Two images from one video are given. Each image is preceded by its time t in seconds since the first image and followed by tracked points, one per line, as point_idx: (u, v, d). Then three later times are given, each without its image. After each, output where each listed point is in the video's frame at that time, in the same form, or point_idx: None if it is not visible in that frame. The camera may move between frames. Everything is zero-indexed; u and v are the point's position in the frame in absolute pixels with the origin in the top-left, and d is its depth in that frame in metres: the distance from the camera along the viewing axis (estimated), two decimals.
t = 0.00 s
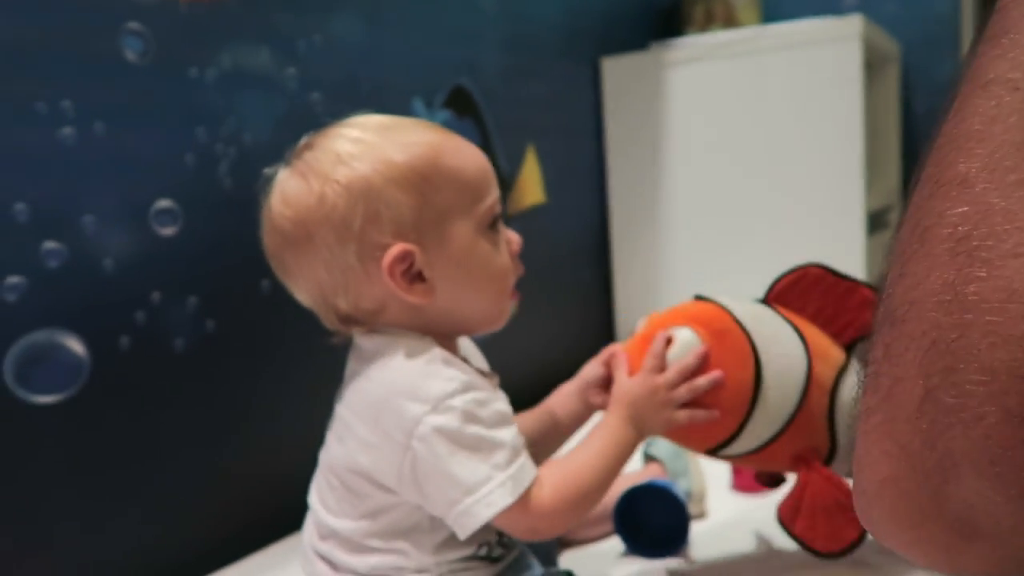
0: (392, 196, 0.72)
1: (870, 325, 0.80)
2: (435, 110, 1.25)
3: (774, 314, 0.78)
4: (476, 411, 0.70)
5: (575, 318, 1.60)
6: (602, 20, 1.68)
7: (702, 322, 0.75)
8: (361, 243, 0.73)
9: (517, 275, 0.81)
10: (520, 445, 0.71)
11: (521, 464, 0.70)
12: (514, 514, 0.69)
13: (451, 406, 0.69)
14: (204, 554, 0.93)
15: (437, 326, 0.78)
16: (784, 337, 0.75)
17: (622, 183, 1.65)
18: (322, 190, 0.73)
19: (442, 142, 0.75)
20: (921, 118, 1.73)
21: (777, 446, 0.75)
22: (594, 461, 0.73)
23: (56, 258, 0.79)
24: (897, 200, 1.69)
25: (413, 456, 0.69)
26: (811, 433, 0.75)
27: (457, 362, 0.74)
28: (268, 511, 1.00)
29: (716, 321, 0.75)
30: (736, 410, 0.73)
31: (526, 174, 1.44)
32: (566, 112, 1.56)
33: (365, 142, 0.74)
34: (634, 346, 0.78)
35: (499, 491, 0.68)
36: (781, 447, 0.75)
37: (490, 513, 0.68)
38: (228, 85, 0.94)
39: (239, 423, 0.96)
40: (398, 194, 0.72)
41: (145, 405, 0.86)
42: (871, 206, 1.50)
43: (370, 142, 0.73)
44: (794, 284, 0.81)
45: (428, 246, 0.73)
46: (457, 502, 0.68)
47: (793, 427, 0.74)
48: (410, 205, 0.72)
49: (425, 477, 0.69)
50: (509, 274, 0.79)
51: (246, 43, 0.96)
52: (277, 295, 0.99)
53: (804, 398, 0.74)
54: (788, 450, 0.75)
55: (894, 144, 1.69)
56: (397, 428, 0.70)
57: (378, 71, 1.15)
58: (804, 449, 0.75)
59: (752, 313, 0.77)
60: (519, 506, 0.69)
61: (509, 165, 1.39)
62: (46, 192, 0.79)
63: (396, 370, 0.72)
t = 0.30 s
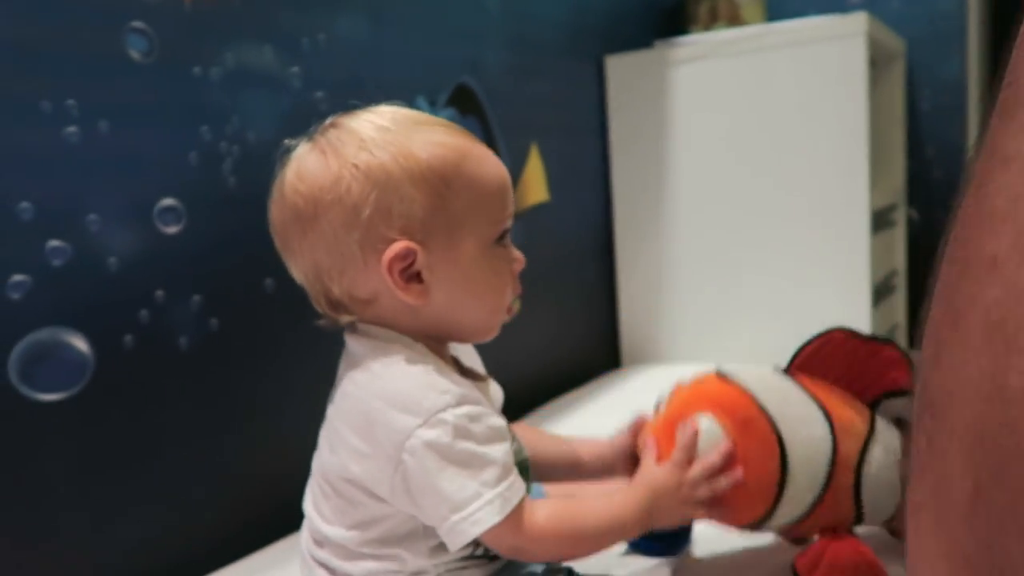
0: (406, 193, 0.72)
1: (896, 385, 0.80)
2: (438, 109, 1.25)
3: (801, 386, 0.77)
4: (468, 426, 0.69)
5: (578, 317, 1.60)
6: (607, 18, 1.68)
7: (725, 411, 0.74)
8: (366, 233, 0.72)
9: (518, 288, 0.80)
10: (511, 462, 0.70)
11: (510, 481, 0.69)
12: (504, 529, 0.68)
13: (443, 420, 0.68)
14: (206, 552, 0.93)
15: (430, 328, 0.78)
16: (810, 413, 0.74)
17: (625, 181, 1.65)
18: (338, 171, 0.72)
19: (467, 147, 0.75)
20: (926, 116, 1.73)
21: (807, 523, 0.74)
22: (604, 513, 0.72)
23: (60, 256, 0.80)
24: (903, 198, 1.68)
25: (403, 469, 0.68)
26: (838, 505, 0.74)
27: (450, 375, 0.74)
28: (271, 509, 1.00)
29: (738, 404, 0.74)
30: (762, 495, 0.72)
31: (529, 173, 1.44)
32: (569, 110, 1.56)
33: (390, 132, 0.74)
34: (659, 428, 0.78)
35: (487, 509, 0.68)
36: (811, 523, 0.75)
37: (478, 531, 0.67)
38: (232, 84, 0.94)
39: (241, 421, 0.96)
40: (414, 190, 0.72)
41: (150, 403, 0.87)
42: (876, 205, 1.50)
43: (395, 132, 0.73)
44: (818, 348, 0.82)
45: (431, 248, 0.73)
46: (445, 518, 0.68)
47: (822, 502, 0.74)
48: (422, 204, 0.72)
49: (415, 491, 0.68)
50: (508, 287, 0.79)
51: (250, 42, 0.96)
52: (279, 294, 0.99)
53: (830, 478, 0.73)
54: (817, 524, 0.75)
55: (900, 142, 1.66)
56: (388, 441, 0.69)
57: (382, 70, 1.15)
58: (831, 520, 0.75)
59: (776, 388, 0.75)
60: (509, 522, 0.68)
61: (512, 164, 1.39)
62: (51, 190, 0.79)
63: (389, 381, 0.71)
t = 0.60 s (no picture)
0: (386, 187, 0.71)
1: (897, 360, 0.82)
2: (440, 105, 1.25)
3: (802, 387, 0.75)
4: (431, 431, 0.68)
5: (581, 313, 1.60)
6: (609, 14, 1.67)
7: (731, 426, 0.72)
8: (338, 223, 0.71)
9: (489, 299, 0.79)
10: (481, 460, 0.69)
11: (482, 480, 0.68)
12: (483, 527, 0.67)
13: (403, 428, 0.67)
14: (205, 550, 0.93)
15: (394, 330, 0.76)
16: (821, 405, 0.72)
17: (626, 177, 1.66)
18: (319, 155, 0.72)
19: (455, 151, 0.74)
20: (930, 111, 1.74)
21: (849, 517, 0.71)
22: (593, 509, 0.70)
23: (63, 253, 0.80)
24: (904, 194, 1.68)
25: (371, 480, 0.68)
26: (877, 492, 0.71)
27: (413, 378, 0.72)
28: (273, 505, 1.01)
29: (747, 418, 0.72)
30: (800, 503, 0.69)
31: (531, 169, 1.44)
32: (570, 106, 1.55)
33: (378, 124, 0.73)
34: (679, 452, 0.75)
35: (458, 513, 0.67)
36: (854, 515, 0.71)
37: (451, 537, 0.66)
38: (233, 80, 0.95)
39: (239, 419, 0.96)
40: (393, 185, 0.71)
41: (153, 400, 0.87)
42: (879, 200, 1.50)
43: (383, 126, 0.73)
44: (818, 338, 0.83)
45: (402, 247, 0.72)
46: (416, 528, 0.67)
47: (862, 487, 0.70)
48: (399, 202, 0.71)
49: (385, 501, 0.67)
50: (481, 296, 0.77)
51: (253, 39, 0.97)
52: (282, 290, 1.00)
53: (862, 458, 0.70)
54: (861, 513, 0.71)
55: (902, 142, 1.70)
56: (353, 455, 0.69)
57: (385, 66, 1.15)
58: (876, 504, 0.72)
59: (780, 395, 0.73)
60: (485, 522, 0.68)
61: (515, 160, 1.39)
62: (54, 187, 0.79)
63: (347, 393, 0.71)
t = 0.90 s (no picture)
0: (377, 181, 0.70)
1: (909, 317, 0.79)
2: (439, 97, 1.25)
3: (824, 330, 0.75)
4: (429, 429, 0.67)
5: (579, 306, 1.61)
6: (609, 7, 1.67)
7: (760, 357, 0.71)
8: (329, 218, 0.70)
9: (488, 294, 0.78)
10: (480, 456, 0.68)
11: (482, 478, 0.67)
12: (484, 522, 0.66)
13: (400, 427, 0.66)
14: (204, 540, 0.94)
15: (391, 325, 0.76)
16: (842, 348, 0.73)
17: (624, 170, 1.66)
18: (310, 150, 0.71)
19: (449, 143, 0.73)
20: (930, 105, 1.74)
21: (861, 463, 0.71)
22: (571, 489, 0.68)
23: (60, 244, 0.80)
24: (904, 188, 1.69)
25: (368, 480, 0.67)
26: (892, 439, 0.72)
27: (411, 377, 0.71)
28: (271, 497, 1.01)
29: (775, 352, 0.71)
30: (817, 442, 0.69)
31: (530, 162, 1.44)
32: (570, 100, 1.55)
33: (370, 117, 0.73)
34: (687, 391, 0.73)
35: (455, 512, 0.65)
36: (865, 462, 0.71)
37: (449, 536, 0.65)
38: (232, 71, 0.94)
39: (237, 410, 0.96)
40: (385, 179, 0.70)
41: (151, 391, 0.87)
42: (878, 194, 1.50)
43: (375, 118, 0.72)
44: (823, 294, 0.78)
45: (396, 242, 0.71)
46: (414, 527, 0.66)
47: (876, 434, 0.71)
48: (392, 196, 0.70)
49: (381, 500, 0.66)
50: (480, 292, 0.76)
51: (251, 30, 0.96)
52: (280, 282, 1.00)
53: (878, 405, 0.71)
54: (871, 461, 0.71)
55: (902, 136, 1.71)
56: (349, 455, 0.68)
57: (384, 59, 1.15)
58: (886, 456, 0.72)
59: (806, 334, 0.73)
60: (486, 517, 0.66)
61: (514, 153, 1.39)
62: (52, 179, 0.79)
63: (343, 392, 0.70)
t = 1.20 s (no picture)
0: (391, 170, 0.69)
1: (900, 401, 0.76)
2: (439, 96, 1.25)
3: (816, 438, 0.72)
4: (432, 430, 0.67)
5: (580, 305, 1.61)
6: (609, 6, 1.67)
7: (753, 483, 0.68)
8: (342, 206, 0.70)
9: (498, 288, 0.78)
10: (482, 462, 0.68)
11: (482, 485, 0.67)
12: (481, 528, 0.66)
13: (404, 425, 0.66)
14: (204, 539, 0.94)
15: (400, 317, 0.76)
16: (835, 460, 0.70)
17: (624, 168, 1.66)
18: (323, 139, 0.71)
19: (461, 136, 0.73)
20: (929, 104, 1.74)
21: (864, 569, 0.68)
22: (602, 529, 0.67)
23: (60, 243, 0.80)
24: (904, 186, 1.69)
25: (369, 476, 0.67)
26: (893, 538, 0.70)
27: (418, 375, 0.71)
28: (271, 496, 1.01)
29: (771, 477, 0.68)
30: (817, 565, 0.66)
31: (530, 161, 1.44)
32: (570, 99, 1.55)
33: (385, 109, 0.73)
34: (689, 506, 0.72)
35: (452, 517, 0.65)
36: (869, 565, 0.69)
37: (445, 539, 0.65)
38: (231, 71, 0.94)
39: (237, 410, 0.96)
40: (398, 169, 0.70)
41: (151, 390, 0.87)
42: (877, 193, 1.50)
43: (389, 110, 0.72)
44: (820, 391, 0.75)
45: (407, 232, 0.71)
46: (411, 527, 0.65)
47: (878, 540, 0.69)
48: (405, 186, 0.70)
49: (381, 498, 0.66)
50: (489, 285, 0.76)
51: (251, 29, 0.96)
52: (279, 282, 1.00)
53: (877, 516, 0.68)
54: (875, 563, 0.69)
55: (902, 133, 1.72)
56: (352, 450, 0.68)
57: (384, 58, 1.15)
58: (888, 554, 0.70)
59: (797, 445, 0.71)
60: (485, 522, 0.66)
61: (513, 152, 1.39)
62: (52, 178, 0.79)
63: (350, 386, 0.70)
